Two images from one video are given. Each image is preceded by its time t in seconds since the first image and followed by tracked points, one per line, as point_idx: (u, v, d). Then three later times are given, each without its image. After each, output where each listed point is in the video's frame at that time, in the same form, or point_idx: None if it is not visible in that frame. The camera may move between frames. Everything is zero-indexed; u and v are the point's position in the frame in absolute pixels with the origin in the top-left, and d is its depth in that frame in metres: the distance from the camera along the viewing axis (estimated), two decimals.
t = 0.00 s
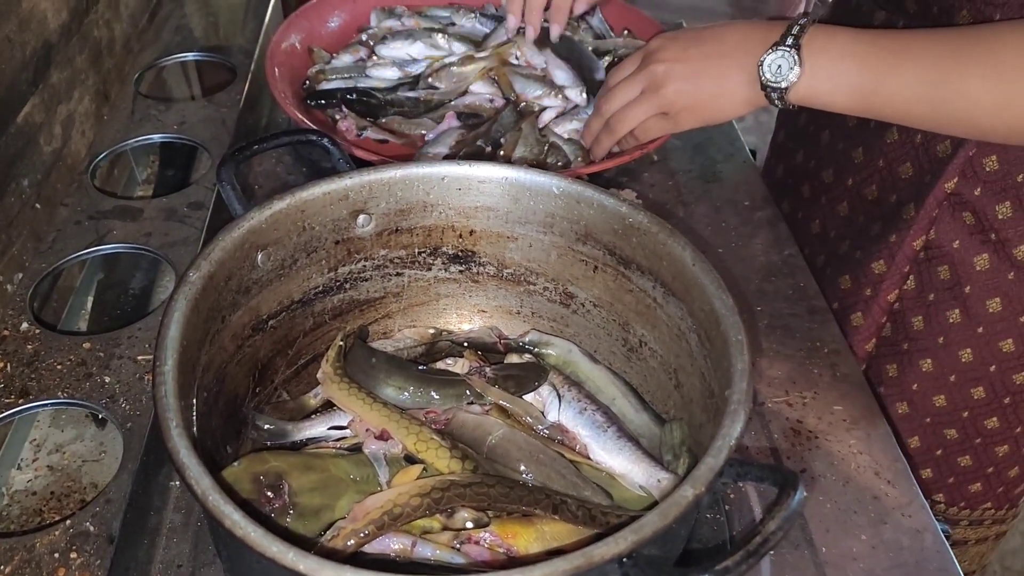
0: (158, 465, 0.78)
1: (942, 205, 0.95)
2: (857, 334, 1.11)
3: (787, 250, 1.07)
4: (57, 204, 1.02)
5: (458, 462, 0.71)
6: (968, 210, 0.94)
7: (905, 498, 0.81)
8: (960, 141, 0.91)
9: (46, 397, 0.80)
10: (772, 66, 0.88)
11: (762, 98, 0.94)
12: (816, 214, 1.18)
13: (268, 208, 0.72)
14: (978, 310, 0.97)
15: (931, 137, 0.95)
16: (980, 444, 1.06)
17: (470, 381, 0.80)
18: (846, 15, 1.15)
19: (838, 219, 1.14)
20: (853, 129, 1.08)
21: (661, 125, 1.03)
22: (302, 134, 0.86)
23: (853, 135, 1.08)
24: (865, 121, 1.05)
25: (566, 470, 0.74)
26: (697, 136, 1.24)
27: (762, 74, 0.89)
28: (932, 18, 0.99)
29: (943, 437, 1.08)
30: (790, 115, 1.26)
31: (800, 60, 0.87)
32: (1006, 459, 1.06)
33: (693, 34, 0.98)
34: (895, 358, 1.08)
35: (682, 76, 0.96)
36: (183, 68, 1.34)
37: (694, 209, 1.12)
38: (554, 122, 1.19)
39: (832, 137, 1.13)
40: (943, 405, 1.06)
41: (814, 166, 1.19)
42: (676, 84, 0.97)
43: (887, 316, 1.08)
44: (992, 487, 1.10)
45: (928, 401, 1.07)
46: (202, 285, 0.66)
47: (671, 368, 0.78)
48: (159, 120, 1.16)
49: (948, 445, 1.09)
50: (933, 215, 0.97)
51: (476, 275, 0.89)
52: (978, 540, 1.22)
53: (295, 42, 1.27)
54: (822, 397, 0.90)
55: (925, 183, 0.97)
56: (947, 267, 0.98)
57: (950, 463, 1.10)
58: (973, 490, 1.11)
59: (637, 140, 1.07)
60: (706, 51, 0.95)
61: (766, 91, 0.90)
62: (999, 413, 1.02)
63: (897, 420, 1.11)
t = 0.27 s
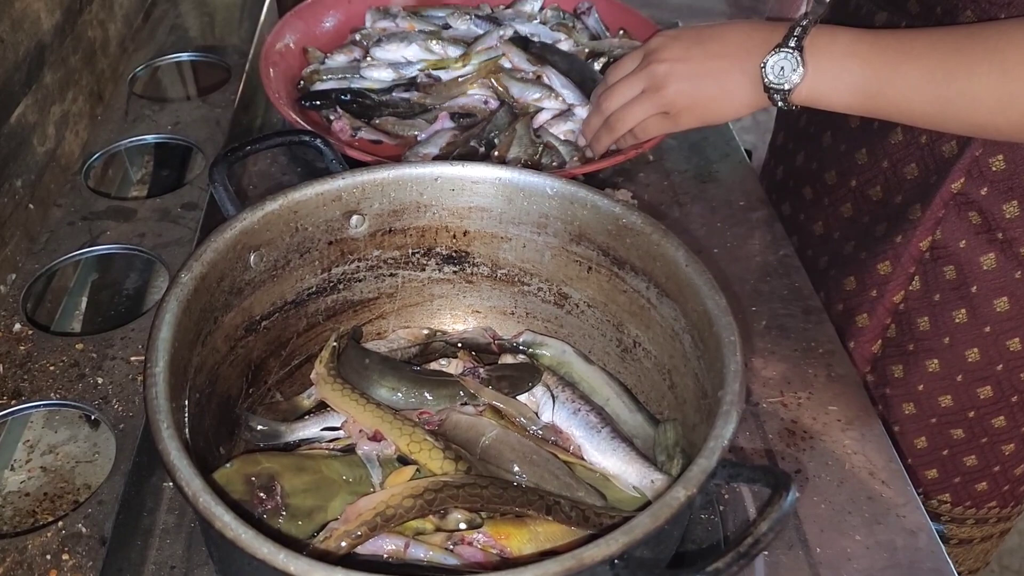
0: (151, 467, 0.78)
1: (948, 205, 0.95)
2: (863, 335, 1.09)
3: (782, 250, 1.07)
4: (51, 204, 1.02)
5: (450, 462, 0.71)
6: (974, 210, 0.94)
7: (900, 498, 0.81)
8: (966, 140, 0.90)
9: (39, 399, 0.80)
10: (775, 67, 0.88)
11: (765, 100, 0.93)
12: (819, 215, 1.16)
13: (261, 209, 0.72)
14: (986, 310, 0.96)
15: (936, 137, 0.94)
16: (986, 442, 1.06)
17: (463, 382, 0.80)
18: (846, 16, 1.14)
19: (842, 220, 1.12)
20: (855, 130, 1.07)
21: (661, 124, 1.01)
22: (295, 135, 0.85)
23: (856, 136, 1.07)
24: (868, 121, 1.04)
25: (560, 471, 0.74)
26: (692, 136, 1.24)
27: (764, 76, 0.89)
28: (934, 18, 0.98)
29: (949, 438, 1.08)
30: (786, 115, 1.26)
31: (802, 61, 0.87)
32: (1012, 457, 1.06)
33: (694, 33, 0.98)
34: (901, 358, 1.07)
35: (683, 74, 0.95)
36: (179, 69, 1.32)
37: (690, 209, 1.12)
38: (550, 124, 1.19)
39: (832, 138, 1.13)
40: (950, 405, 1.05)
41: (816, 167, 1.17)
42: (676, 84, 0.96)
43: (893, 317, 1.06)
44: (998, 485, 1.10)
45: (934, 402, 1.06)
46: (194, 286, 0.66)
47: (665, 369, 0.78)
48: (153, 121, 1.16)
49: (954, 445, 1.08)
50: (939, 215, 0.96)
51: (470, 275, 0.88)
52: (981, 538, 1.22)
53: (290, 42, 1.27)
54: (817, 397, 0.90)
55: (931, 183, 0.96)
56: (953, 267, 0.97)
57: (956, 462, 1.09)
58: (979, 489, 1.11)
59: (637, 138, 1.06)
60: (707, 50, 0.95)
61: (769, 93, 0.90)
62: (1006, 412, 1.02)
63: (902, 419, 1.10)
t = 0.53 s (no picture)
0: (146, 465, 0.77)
1: (954, 200, 0.94)
2: (868, 332, 1.08)
3: (778, 247, 1.07)
4: (45, 203, 1.01)
5: (445, 459, 0.71)
6: (980, 205, 0.93)
7: (895, 494, 0.81)
8: (972, 135, 0.91)
9: (33, 397, 0.80)
10: (772, 64, 0.88)
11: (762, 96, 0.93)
12: (822, 213, 1.16)
13: (256, 206, 0.72)
14: (990, 305, 0.96)
15: (941, 133, 0.95)
16: (992, 437, 1.05)
17: (459, 379, 0.80)
18: (846, 16, 1.14)
19: (846, 217, 1.11)
20: (858, 127, 1.07)
21: (659, 120, 1.02)
22: (289, 132, 0.85)
23: (859, 134, 1.07)
24: (873, 118, 1.04)
25: (556, 467, 0.74)
26: (688, 134, 1.24)
27: (761, 73, 0.89)
28: (938, 14, 0.98)
29: (955, 433, 1.07)
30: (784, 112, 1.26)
31: (798, 58, 0.87)
32: (1017, 452, 1.06)
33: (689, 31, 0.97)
34: (906, 355, 1.06)
35: (676, 75, 0.95)
36: (173, 67, 1.32)
37: (686, 206, 1.12)
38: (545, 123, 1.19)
39: (834, 136, 1.12)
40: (955, 402, 1.04)
41: (819, 165, 1.16)
42: (676, 84, 0.95)
43: (898, 314, 1.06)
44: (1003, 481, 1.09)
45: (939, 398, 1.05)
46: (189, 284, 0.66)
47: (660, 365, 0.78)
48: (147, 119, 1.15)
49: (960, 440, 1.07)
50: (944, 211, 0.95)
51: (465, 273, 0.88)
52: (984, 534, 1.21)
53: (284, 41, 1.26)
54: (813, 394, 0.90)
55: (937, 179, 0.96)
56: (958, 263, 0.97)
57: (962, 457, 1.08)
58: (983, 485, 1.10)
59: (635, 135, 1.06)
60: (706, 49, 0.94)
61: (766, 90, 0.90)
62: (1012, 407, 1.02)
63: (909, 416, 1.09)
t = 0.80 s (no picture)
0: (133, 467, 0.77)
1: (942, 196, 0.95)
2: (860, 328, 1.08)
3: (766, 245, 1.07)
4: (32, 204, 1.01)
5: (433, 458, 0.71)
6: (968, 201, 0.94)
7: (882, 490, 0.82)
8: (959, 132, 0.91)
9: (19, 400, 0.80)
10: (731, 79, 0.89)
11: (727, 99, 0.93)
12: (812, 210, 1.15)
13: (241, 206, 0.71)
14: (979, 298, 0.96)
15: (929, 130, 0.95)
16: (983, 431, 1.05)
17: (446, 378, 0.80)
18: (834, 16, 1.14)
19: (836, 214, 1.11)
20: (846, 124, 1.07)
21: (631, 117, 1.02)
22: (276, 132, 0.85)
23: (848, 132, 1.07)
24: (862, 115, 1.04)
25: (543, 466, 0.74)
26: (677, 132, 1.24)
27: (722, 86, 0.90)
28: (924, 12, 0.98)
29: (947, 428, 1.07)
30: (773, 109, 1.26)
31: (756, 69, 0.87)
32: (1008, 446, 1.06)
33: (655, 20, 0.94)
34: (898, 351, 1.06)
35: (638, 68, 0.94)
36: (163, 67, 1.31)
37: (675, 205, 1.12)
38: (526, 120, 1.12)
39: (822, 133, 1.12)
40: (946, 396, 1.05)
41: (809, 162, 1.15)
42: (642, 92, 0.95)
43: (888, 310, 1.06)
44: (995, 475, 1.10)
45: (931, 393, 1.06)
46: (174, 284, 0.66)
47: (647, 364, 0.78)
48: (135, 119, 1.15)
49: (951, 435, 1.07)
50: (933, 207, 0.96)
51: (453, 272, 0.88)
52: (977, 527, 1.21)
53: (273, 39, 1.26)
54: (800, 391, 0.91)
55: (925, 175, 0.96)
56: (948, 259, 0.98)
57: (954, 452, 1.09)
58: (976, 479, 1.11)
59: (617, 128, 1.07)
60: (669, 56, 0.92)
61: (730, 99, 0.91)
62: (1003, 401, 1.02)
63: (901, 412, 1.10)
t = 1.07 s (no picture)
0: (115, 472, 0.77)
1: (920, 192, 0.94)
2: (839, 324, 1.07)
3: (753, 244, 1.07)
4: (15, 208, 1.01)
5: (416, 462, 0.71)
6: (946, 197, 0.93)
7: (867, 489, 0.81)
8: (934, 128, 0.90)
9: None
10: (702, 95, 0.88)
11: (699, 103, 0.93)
12: (795, 206, 1.14)
13: (221, 209, 0.71)
14: (958, 296, 0.97)
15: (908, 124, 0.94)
16: (964, 428, 1.07)
17: (430, 381, 0.80)
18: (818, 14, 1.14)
19: (818, 210, 1.10)
20: (828, 122, 1.06)
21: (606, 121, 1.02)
22: (257, 134, 0.85)
23: (827, 127, 1.07)
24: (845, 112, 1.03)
25: (527, 469, 0.73)
26: (664, 131, 1.24)
27: (694, 101, 0.90)
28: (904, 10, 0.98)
29: (928, 424, 1.08)
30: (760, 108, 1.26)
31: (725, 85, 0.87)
32: (989, 443, 1.07)
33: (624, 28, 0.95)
34: (878, 346, 1.06)
35: (612, 75, 0.94)
36: (149, 68, 1.30)
37: (662, 204, 1.12)
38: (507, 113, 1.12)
39: (805, 131, 1.12)
40: (927, 393, 1.05)
41: (791, 158, 1.15)
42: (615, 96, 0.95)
43: (868, 305, 1.05)
44: (978, 471, 1.11)
45: (911, 389, 1.06)
46: (153, 288, 0.65)
47: (632, 365, 0.78)
48: (119, 121, 1.14)
49: (933, 432, 1.08)
50: (911, 203, 0.95)
51: (437, 274, 0.88)
52: (964, 526, 1.22)
53: (258, 40, 1.26)
54: (786, 391, 0.90)
55: (902, 172, 0.95)
56: (927, 254, 0.97)
57: (935, 449, 1.10)
58: (958, 476, 1.12)
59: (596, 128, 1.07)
60: (643, 62, 0.92)
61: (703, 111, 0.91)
62: (983, 398, 1.03)
63: (880, 408, 1.10)
